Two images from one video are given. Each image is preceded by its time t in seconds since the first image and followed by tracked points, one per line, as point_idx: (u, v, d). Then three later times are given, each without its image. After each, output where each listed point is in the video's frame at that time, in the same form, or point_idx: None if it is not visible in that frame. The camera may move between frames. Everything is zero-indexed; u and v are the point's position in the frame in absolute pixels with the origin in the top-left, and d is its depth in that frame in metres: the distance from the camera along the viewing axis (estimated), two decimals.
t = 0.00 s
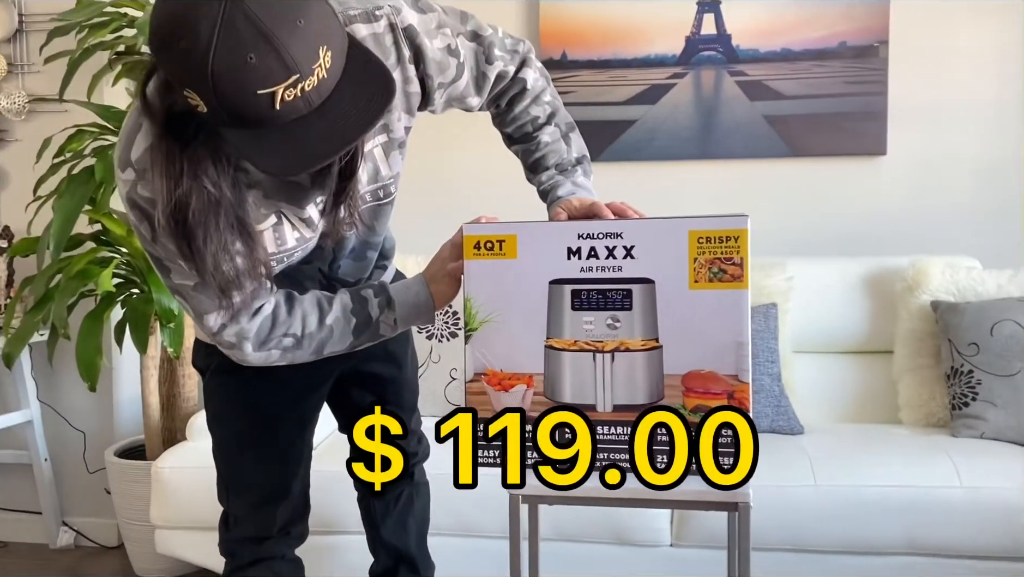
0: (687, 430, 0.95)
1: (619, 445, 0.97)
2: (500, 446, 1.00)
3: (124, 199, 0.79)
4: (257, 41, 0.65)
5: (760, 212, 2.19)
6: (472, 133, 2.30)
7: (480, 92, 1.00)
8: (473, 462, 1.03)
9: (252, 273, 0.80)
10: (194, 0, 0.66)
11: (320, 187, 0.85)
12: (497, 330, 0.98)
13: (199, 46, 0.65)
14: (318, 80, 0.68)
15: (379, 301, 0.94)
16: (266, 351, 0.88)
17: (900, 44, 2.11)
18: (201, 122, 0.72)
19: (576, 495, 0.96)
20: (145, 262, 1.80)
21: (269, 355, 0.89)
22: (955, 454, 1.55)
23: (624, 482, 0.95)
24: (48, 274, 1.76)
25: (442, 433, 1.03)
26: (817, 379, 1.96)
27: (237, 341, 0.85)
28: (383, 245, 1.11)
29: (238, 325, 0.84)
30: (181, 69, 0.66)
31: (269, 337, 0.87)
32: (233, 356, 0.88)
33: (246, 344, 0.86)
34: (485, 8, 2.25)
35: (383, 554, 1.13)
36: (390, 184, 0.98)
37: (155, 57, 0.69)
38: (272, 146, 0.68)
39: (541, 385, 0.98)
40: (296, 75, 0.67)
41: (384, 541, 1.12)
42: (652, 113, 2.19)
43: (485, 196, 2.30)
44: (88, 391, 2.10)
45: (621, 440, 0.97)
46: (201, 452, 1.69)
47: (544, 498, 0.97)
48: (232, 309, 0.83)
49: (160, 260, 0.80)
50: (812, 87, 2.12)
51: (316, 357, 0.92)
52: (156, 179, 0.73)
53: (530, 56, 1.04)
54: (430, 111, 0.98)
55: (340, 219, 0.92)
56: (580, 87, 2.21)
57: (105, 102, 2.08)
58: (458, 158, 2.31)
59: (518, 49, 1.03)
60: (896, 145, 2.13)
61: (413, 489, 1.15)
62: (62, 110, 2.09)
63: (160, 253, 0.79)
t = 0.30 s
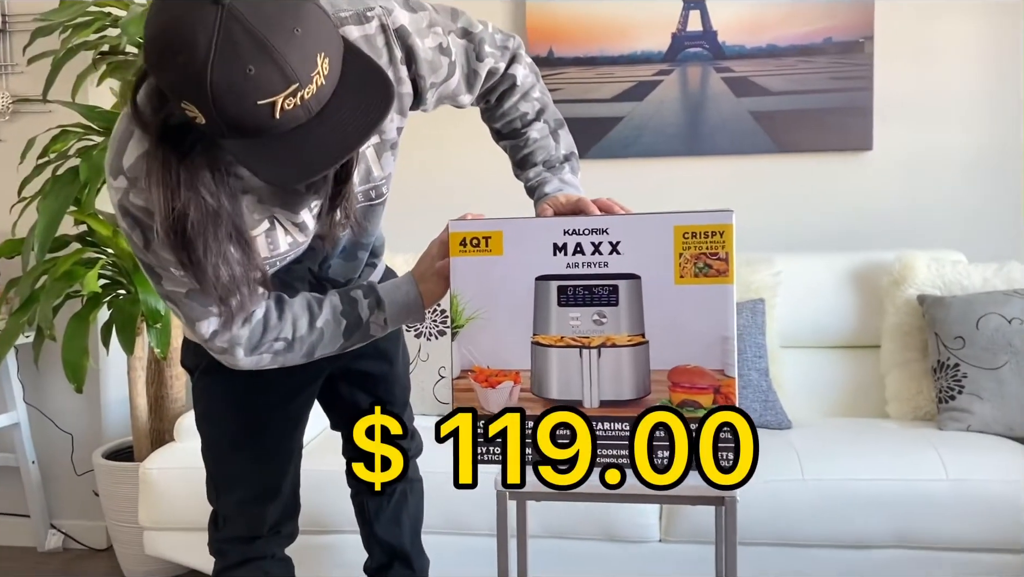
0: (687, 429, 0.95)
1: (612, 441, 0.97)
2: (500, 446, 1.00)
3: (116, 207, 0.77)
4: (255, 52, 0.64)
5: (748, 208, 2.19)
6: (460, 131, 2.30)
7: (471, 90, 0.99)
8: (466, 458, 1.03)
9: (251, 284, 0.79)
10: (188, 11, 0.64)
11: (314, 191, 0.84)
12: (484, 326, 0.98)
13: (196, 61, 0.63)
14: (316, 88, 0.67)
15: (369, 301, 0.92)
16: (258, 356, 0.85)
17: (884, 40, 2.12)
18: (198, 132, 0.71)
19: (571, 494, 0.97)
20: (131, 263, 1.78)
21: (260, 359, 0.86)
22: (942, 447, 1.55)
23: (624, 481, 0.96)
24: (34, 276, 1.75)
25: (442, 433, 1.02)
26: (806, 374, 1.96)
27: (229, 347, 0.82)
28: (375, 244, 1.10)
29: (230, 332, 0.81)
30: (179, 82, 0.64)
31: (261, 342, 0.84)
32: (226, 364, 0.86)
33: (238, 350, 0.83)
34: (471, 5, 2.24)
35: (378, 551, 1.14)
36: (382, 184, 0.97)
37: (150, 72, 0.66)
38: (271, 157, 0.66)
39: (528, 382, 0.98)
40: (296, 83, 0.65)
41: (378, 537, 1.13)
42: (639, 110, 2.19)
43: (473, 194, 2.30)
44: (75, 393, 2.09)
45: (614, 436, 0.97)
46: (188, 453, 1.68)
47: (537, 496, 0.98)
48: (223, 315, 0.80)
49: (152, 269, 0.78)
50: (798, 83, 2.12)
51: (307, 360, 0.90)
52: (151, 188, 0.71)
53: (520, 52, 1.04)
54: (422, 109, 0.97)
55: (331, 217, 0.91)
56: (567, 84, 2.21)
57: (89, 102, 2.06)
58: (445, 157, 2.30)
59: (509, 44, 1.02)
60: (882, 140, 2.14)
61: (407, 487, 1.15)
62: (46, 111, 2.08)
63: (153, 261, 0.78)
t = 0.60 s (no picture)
0: (687, 430, 0.95)
1: (603, 438, 0.98)
2: (500, 447, 1.00)
3: (114, 211, 0.77)
4: (270, 49, 0.63)
5: (738, 206, 2.20)
6: (450, 130, 2.29)
7: (467, 87, 0.99)
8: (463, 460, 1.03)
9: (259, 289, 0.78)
10: (197, 10, 0.63)
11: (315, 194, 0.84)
12: (476, 324, 0.98)
13: (211, 62, 0.62)
14: (328, 83, 0.67)
15: (363, 302, 0.91)
16: (253, 359, 0.85)
17: (873, 37, 2.13)
18: (207, 134, 0.69)
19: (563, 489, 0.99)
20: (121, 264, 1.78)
21: (254, 362, 0.86)
22: (932, 442, 1.56)
23: (623, 481, 0.98)
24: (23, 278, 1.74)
25: (441, 434, 1.02)
26: (797, 371, 1.97)
27: (223, 351, 0.82)
28: (368, 243, 1.09)
29: (225, 337, 0.81)
30: (192, 82, 0.63)
31: (255, 346, 0.84)
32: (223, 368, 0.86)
33: (232, 354, 0.83)
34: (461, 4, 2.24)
35: (369, 550, 1.13)
36: (378, 183, 0.96)
37: (158, 73, 0.65)
38: (286, 149, 0.67)
39: (519, 379, 0.98)
40: (310, 78, 0.65)
41: (369, 537, 1.12)
42: (629, 108, 2.19)
43: (464, 194, 2.30)
44: (66, 394, 2.08)
45: (605, 433, 0.98)
46: (180, 454, 1.68)
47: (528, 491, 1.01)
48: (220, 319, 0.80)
49: (150, 274, 0.78)
50: (787, 80, 2.13)
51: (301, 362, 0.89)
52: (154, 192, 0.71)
53: (515, 49, 1.04)
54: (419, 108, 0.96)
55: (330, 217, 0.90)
56: (556, 82, 2.21)
57: (78, 102, 2.06)
58: (437, 156, 2.30)
59: (504, 42, 1.02)
60: (872, 137, 2.15)
61: (399, 487, 1.15)
62: (35, 112, 2.07)
63: (152, 266, 0.77)
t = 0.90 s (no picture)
0: (687, 429, 0.96)
1: (598, 435, 0.98)
2: (500, 448, 1.00)
3: (108, 203, 0.76)
4: (274, 27, 0.63)
5: (731, 203, 2.20)
6: (443, 128, 2.29)
7: (462, 84, 0.99)
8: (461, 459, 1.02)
9: (251, 279, 0.79)
10: None
11: (310, 187, 0.84)
12: (469, 322, 0.98)
13: (213, 40, 0.61)
14: (330, 63, 0.67)
15: (352, 299, 0.92)
16: (242, 355, 0.84)
17: (865, 33, 2.13)
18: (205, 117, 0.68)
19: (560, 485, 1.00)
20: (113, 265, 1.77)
21: (243, 358, 0.85)
22: (925, 437, 1.57)
23: (624, 481, 1.00)
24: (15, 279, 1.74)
25: (442, 436, 1.00)
26: (790, 367, 1.97)
27: (212, 347, 0.82)
28: (361, 241, 1.09)
29: (216, 331, 0.80)
30: (194, 62, 0.62)
31: (245, 341, 0.84)
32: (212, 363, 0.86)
33: (222, 350, 0.82)
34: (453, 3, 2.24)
35: (359, 553, 1.13)
36: (373, 178, 0.96)
37: (159, 55, 0.65)
38: (287, 130, 0.65)
39: (512, 377, 0.98)
40: (313, 57, 0.65)
41: (360, 539, 1.13)
42: (622, 105, 2.19)
43: (457, 192, 2.30)
44: (59, 395, 2.08)
45: (599, 430, 0.98)
46: (174, 454, 1.68)
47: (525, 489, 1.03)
48: (212, 313, 0.80)
49: (143, 266, 0.77)
50: (779, 77, 2.13)
51: (291, 359, 0.89)
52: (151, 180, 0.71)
53: (509, 47, 1.04)
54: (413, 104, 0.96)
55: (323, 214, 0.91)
56: (549, 80, 2.21)
57: (70, 103, 2.05)
58: (430, 154, 2.30)
59: (499, 39, 1.03)
60: (864, 134, 2.15)
61: (390, 491, 1.15)
62: (27, 113, 2.07)
63: (144, 258, 0.77)
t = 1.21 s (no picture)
0: (687, 430, 0.96)
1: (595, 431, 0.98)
2: (500, 447, 1.00)
3: (98, 190, 0.77)
4: None
5: (727, 198, 2.20)
6: (438, 125, 2.29)
7: (454, 78, 0.98)
8: (460, 455, 1.01)
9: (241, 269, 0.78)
10: None
11: (300, 176, 0.84)
12: (464, 318, 0.98)
13: (198, 16, 0.62)
14: (316, 35, 0.66)
15: (337, 284, 0.91)
16: (231, 347, 0.84)
17: (860, 28, 2.13)
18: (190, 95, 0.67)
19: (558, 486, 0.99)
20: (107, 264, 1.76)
21: (233, 350, 0.85)
22: (922, 432, 1.57)
23: (623, 481, 0.99)
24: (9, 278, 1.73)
25: (442, 434, 1.01)
26: (786, 362, 1.97)
27: (200, 339, 0.82)
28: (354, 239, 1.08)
29: (204, 321, 0.81)
30: (179, 35, 0.63)
31: (232, 333, 0.84)
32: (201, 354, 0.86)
33: (210, 341, 0.83)
34: None
35: (352, 557, 1.13)
36: (364, 171, 0.96)
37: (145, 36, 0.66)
38: (273, 103, 0.64)
39: (508, 372, 0.98)
40: (298, 27, 0.64)
41: (352, 544, 1.12)
42: (617, 102, 2.19)
43: (452, 189, 2.29)
44: (53, 395, 2.07)
45: (595, 425, 0.98)
46: (170, 453, 1.67)
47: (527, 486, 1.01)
48: (201, 302, 0.81)
49: (133, 254, 0.78)
50: (774, 72, 2.13)
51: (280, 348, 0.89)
52: (139, 165, 0.71)
53: (502, 42, 1.03)
54: (405, 97, 0.95)
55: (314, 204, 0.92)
56: (543, 76, 2.21)
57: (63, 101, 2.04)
58: (425, 151, 2.30)
59: (492, 34, 1.02)
60: (859, 128, 2.15)
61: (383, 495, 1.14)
62: (19, 112, 2.06)
63: (134, 246, 0.78)
